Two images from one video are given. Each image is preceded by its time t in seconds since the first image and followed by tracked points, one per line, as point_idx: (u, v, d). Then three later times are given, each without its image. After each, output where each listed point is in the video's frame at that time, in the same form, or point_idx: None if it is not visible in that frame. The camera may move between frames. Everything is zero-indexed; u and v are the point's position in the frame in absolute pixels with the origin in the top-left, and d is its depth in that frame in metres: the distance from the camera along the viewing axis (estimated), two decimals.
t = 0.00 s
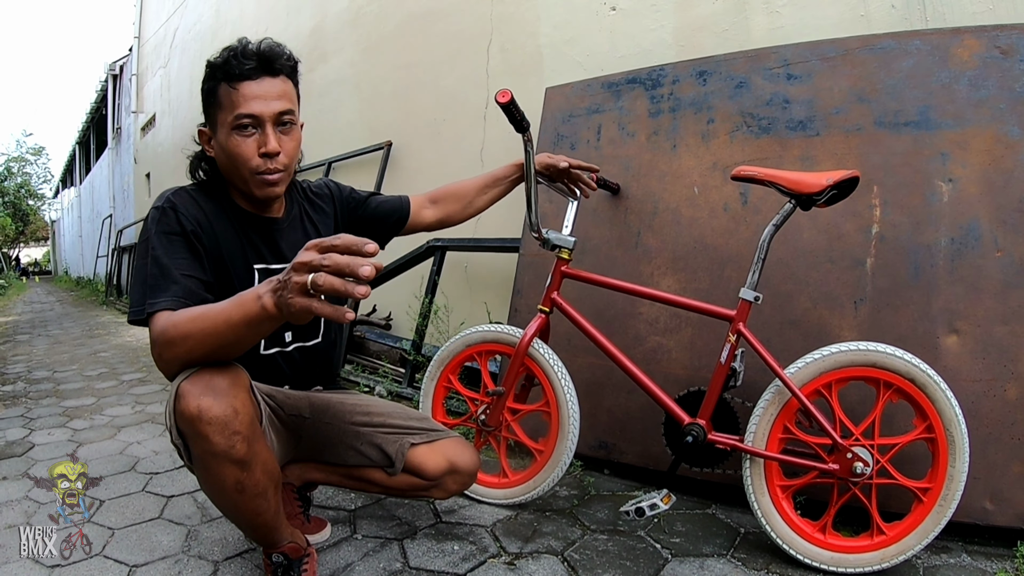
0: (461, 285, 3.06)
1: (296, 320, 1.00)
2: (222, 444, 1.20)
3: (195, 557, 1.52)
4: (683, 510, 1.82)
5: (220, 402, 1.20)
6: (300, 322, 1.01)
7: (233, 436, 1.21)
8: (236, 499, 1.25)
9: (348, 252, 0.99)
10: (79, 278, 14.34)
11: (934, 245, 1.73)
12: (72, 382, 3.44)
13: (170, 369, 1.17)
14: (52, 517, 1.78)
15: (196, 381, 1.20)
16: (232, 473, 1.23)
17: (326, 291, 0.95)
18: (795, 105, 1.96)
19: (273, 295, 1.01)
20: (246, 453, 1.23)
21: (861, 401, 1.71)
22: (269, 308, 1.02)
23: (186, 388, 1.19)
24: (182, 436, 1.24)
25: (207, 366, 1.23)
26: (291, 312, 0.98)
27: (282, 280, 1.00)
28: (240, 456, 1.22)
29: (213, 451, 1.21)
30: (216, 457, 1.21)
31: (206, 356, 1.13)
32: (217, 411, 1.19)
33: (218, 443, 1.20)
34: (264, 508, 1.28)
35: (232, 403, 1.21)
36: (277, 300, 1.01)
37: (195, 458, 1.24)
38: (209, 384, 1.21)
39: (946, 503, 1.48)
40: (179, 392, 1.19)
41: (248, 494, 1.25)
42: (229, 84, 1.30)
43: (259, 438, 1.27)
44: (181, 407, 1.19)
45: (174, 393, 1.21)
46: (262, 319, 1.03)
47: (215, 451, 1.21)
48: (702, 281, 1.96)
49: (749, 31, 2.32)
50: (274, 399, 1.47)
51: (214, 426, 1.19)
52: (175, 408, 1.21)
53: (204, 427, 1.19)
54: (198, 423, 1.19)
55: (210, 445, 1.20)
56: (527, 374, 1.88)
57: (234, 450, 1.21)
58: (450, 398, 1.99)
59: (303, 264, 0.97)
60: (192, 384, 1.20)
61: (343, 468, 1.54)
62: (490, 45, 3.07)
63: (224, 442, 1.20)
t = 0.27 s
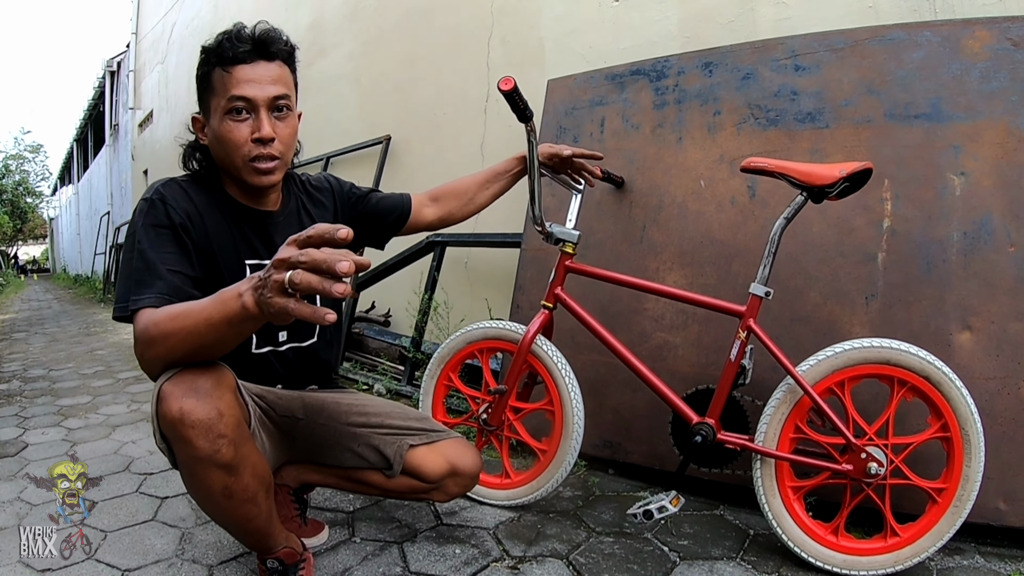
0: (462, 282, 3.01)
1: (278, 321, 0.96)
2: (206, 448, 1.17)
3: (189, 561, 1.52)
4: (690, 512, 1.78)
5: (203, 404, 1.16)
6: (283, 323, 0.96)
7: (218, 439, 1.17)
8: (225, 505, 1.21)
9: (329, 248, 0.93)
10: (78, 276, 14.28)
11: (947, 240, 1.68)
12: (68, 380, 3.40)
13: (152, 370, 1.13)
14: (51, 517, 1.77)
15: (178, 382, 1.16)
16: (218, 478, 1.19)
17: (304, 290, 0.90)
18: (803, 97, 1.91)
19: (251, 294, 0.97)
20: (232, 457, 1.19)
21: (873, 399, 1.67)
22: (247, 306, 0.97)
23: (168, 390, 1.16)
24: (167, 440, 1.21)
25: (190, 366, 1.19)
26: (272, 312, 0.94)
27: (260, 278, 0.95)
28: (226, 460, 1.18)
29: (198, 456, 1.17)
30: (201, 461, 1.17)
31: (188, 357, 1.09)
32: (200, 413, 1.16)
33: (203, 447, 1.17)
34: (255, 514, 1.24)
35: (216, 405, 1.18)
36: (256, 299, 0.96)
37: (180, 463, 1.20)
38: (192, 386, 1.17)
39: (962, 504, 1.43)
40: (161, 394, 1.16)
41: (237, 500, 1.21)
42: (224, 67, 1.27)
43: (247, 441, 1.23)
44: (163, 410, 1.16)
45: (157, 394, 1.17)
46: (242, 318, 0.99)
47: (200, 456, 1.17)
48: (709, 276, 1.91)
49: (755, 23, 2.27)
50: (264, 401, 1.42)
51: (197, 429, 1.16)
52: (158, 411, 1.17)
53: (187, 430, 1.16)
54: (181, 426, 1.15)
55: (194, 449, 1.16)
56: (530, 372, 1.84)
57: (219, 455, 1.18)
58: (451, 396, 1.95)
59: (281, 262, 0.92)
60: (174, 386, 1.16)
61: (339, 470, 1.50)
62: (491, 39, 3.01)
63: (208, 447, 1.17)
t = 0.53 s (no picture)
0: (459, 280, 2.98)
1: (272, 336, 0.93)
2: (195, 455, 1.13)
3: (183, 566, 1.51)
4: (693, 513, 1.75)
5: (191, 409, 1.13)
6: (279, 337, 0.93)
7: (207, 446, 1.14)
8: (216, 513, 1.18)
9: (331, 272, 0.89)
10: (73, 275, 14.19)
11: (952, 237, 1.66)
12: (61, 380, 3.37)
13: (139, 374, 1.10)
14: (51, 516, 1.80)
15: (165, 387, 1.13)
16: (209, 485, 1.16)
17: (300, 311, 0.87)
18: (806, 92, 1.89)
19: (247, 308, 0.93)
20: (222, 464, 1.16)
21: (877, 398, 1.65)
22: (242, 317, 0.94)
23: (156, 395, 1.12)
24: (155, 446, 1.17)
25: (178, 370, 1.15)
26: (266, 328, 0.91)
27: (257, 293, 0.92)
28: (216, 467, 1.15)
29: (187, 463, 1.14)
30: (190, 469, 1.14)
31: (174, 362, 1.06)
32: (188, 418, 1.13)
33: (192, 454, 1.14)
34: (247, 521, 1.21)
35: (205, 410, 1.15)
36: (251, 312, 0.93)
37: (168, 470, 1.17)
38: (179, 391, 1.14)
39: (969, 504, 1.41)
40: (148, 400, 1.13)
41: (229, 508, 1.18)
42: (231, 59, 1.24)
43: (238, 446, 1.20)
44: (151, 415, 1.12)
45: (144, 400, 1.14)
46: (235, 327, 0.96)
47: (189, 463, 1.14)
48: (710, 274, 1.89)
49: (756, 18, 2.24)
50: (254, 404, 1.39)
51: (186, 436, 1.13)
52: (145, 417, 1.14)
53: (176, 437, 1.12)
54: (169, 433, 1.12)
55: (183, 457, 1.13)
56: (529, 371, 1.81)
57: (209, 462, 1.15)
58: (448, 396, 1.92)
59: (281, 279, 0.89)
60: (162, 391, 1.13)
61: (333, 472, 1.47)
62: (488, 35, 2.98)
63: (198, 454, 1.14)
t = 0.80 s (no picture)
0: (459, 277, 2.97)
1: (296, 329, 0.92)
2: (205, 453, 1.13)
3: (183, 566, 1.50)
4: (696, 510, 1.75)
5: (201, 406, 1.12)
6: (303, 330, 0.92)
7: (217, 443, 1.14)
8: (223, 511, 1.17)
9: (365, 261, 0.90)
10: (69, 273, 14.11)
11: (955, 233, 1.65)
12: (58, 379, 3.36)
13: (146, 370, 1.10)
14: (51, 517, 1.78)
15: (175, 383, 1.12)
16: (217, 484, 1.15)
17: (333, 302, 0.87)
18: (807, 88, 1.88)
19: (270, 303, 0.93)
20: (231, 462, 1.15)
21: (879, 394, 1.64)
22: (264, 311, 0.93)
23: (165, 392, 1.12)
24: (162, 444, 1.17)
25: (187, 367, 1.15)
26: (293, 320, 0.90)
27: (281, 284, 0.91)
28: (225, 465, 1.14)
29: (196, 461, 1.13)
30: (199, 467, 1.13)
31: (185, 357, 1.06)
32: (198, 415, 1.12)
33: (200, 452, 1.13)
34: (254, 520, 1.20)
35: (215, 407, 1.14)
36: (274, 305, 0.92)
37: (176, 469, 1.16)
38: (189, 387, 1.13)
39: (971, 499, 1.41)
40: (157, 396, 1.12)
41: (236, 506, 1.18)
42: (243, 53, 1.22)
43: (246, 444, 1.19)
44: (160, 413, 1.12)
45: (152, 396, 1.13)
46: (255, 320, 0.95)
47: (198, 461, 1.13)
48: (712, 271, 1.88)
49: (756, 14, 2.23)
50: (258, 400, 1.39)
51: (196, 433, 1.12)
52: (153, 415, 1.13)
53: (185, 434, 1.12)
54: (178, 430, 1.12)
55: (192, 454, 1.13)
56: (530, 368, 1.80)
57: (218, 460, 1.14)
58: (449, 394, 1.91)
59: (311, 269, 0.88)
60: (171, 388, 1.12)
61: (334, 468, 1.46)
62: (487, 31, 2.96)
63: (207, 452, 1.13)
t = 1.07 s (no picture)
0: (460, 275, 2.96)
1: (333, 319, 0.94)
2: (218, 451, 1.12)
3: (184, 566, 1.50)
4: (699, 510, 1.75)
5: (218, 403, 1.12)
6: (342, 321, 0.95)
7: (231, 442, 1.13)
8: (232, 510, 1.17)
9: (414, 260, 0.93)
10: (68, 269, 14.08)
11: (959, 235, 1.65)
12: (57, 375, 3.35)
13: (159, 365, 1.09)
14: (51, 516, 1.77)
15: (191, 380, 1.12)
16: (228, 482, 1.15)
17: (382, 295, 0.90)
18: (812, 89, 1.88)
19: (308, 293, 0.95)
20: (244, 461, 1.15)
21: (882, 395, 1.64)
22: (300, 301, 0.95)
23: (180, 387, 1.12)
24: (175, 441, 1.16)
25: (203, 364, 1.14)
26: (334, 311, 0.92)
27: (324, 274, 0.93)
28: (238, 464, 1.14)
29: (209, 459, 1.12)
30: (211, 465, 1.13)
31: (204, 351, 1.05)
32: (214, 413, 1.11)
33: (215, 449, 1.12)
34: (261, 519, 1.20)
35: (231, 405, 1.14)
36: (312, 295, 0.94)
37: (187, 466, 1.16)
38: (205, 384, 1.13)
39: (973, 498, 1.41)
40: (172, 392, 1.12)
41: (246, 505, 1.17)
42: (257, 49, 1.21)
43: (259, 444, 1.19)
44: (175, 409, 1.11)
45: (167, 393, 1.13)
46: (286, 314, 0.96)
47: (211, 459, 1.13)
48: (716, 270, 1.88)
49: (761, 14, 2.23)
50: (266, 399, 1.39)
51: (212, 430, 1.11)
52: (168, 411, 1.13)
53: (201, 431, 1.11)
54: (193, 427, 1.11)
55: (206, 452, 1.12)
56: (531, 366, 1.80)
57: (231, 458, 1.13)
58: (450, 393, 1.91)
59: (356, 262, 0.91)
60: (187, 384, 1.12)
61: (339, 466, 1.45)
62: (490, 29, 2.96)
63: (222, 450, 1.13)
